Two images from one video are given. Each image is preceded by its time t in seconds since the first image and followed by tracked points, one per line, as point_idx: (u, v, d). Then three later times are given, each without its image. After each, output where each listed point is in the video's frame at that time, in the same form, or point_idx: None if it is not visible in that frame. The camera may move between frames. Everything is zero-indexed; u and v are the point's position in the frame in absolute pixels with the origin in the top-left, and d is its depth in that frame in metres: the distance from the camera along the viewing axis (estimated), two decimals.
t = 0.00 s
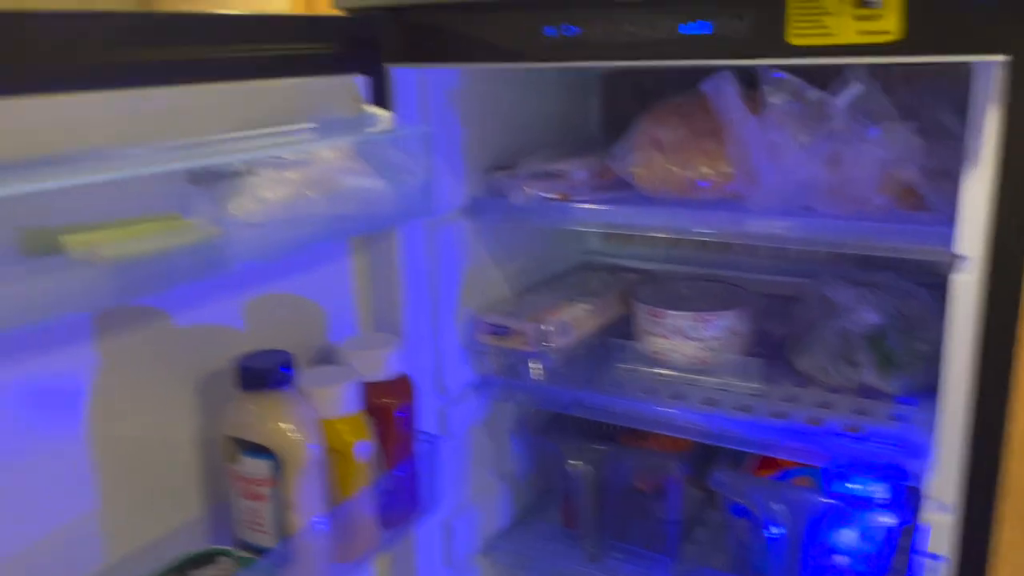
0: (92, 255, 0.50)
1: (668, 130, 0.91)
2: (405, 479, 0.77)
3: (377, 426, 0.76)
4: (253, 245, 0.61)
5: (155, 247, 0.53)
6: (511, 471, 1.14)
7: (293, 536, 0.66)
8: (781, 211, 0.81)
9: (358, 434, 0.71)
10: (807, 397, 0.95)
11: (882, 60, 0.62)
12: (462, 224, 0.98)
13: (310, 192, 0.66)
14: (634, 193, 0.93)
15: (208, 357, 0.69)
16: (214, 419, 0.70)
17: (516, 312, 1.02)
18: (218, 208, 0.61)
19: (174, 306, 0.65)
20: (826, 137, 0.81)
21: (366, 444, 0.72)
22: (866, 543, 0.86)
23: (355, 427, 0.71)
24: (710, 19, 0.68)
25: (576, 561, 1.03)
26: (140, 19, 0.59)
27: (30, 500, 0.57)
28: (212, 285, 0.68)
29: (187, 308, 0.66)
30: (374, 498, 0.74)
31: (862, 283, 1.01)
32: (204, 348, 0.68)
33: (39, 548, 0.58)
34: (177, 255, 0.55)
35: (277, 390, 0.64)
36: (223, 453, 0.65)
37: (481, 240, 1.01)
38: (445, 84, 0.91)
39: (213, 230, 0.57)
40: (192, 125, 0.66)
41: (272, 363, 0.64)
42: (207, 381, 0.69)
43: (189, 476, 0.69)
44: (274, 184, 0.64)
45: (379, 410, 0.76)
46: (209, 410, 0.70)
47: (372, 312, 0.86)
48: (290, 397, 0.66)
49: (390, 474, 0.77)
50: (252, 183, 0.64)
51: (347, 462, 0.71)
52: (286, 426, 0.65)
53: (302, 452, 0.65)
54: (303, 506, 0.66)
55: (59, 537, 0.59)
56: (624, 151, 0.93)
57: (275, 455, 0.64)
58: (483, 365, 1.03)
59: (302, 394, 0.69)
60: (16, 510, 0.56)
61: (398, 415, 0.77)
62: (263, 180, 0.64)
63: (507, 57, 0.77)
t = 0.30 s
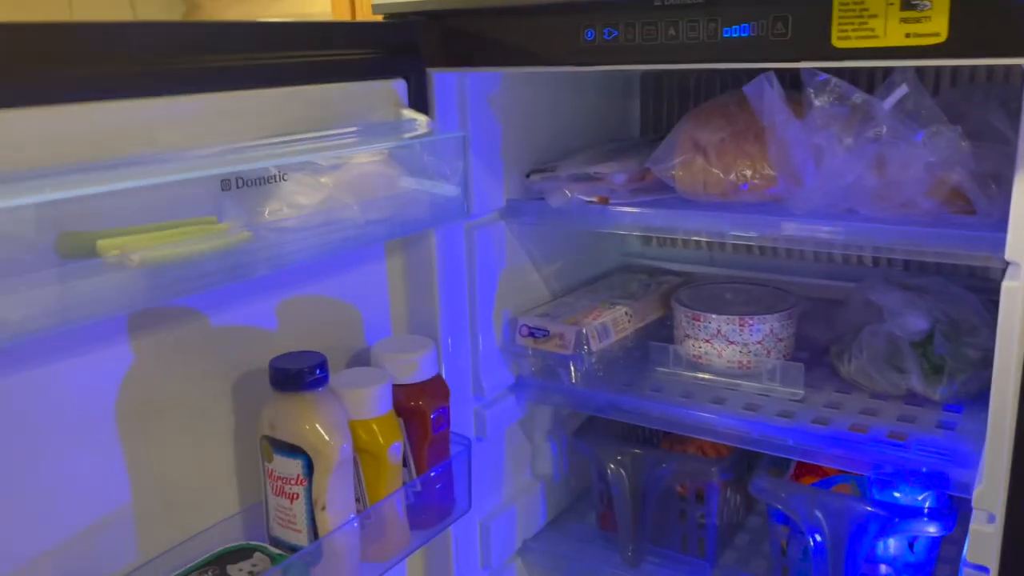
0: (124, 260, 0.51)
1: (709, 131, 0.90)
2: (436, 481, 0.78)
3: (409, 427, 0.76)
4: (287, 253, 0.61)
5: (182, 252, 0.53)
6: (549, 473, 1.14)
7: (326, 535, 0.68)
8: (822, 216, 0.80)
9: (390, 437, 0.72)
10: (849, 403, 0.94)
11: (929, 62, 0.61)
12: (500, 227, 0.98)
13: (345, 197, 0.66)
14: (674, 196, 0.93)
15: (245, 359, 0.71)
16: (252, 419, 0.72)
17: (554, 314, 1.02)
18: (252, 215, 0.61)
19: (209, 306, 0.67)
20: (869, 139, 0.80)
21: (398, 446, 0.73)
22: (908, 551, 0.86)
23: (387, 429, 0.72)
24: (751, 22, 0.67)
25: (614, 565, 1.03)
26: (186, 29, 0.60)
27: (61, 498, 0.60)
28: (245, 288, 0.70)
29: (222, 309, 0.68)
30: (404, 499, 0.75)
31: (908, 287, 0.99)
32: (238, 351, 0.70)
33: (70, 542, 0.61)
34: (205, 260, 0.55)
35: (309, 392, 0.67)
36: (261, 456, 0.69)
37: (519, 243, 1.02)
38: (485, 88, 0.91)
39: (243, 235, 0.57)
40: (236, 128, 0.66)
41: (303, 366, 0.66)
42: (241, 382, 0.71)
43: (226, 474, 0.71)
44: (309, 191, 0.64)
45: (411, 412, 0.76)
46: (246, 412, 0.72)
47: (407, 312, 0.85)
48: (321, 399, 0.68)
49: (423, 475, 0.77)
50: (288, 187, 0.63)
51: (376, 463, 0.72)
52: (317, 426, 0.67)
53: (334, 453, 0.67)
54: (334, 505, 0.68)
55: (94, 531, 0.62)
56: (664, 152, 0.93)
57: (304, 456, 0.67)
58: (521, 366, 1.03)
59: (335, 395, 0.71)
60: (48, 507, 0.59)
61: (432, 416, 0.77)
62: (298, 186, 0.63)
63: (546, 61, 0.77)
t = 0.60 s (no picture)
0: (95, 263, 0.54)
1: (702, 137, 0.90)
2: (419, 477, 0.81)
3: (393, 425, 0.79)
4: (262, 255, 0.64)
5: (155, 255, 0.56)
6: (550, 472, 1.16)
7: (305, 525, 0.71)
8: (807, 224, 0.80)
9: (370, 434, 0.76)
10: (843, 410, 0.93)
11: (897, 73, 0.61)
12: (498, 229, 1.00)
13: (324, 203, 0.69)
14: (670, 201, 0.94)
15: (232, 357, 0.75)
16: (239, 414, 0.76)
17: (552, 316, 1.03)
18: (228, 218, 0.64)
19: (196, 303, 0.71)
20: (855, 147, 0.79)
21: (377, 441, 0.76)
22: (896, 560, 0.85)
23: (368, 425, 0.75)
24: (726, 31, 0.68)
25: (608, 565, 1.04)
26: (173, 41, 0.63)
27: (43, 485, 0.63)
28: (229, 286, 0.73)
29: (211, 307, 0.72)
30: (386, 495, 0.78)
31: (909, 295, 0.98)
32: (225, 348, 0.74)
33: (55, 527, 0.65)
34: (179, 264, 0.58)
35: (290, 388, 0.70)
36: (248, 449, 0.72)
37: (518, 245, 1.03)
38: (482, 94, 0.93)
39: (216, 239, 0.59)
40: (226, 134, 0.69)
41: (284, 363, 0.69)
42: (229, 377, 0.75)
43: (216, 468, 0.75)
44: (288, 196, 0.67)
45: (395, 410, 0.79)
46: (233, 407, 0.75)
47: (399, 312, 0.87)
48: (302, 395, 0.71)
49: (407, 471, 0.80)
50: (264, 193, 0.66)
51: (357, 457, 0.75)
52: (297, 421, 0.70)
53: (312, 447, 0.71)
54: (312, 498, 0.72)
55: (82, 516, 0.66)
56: (657, 157, 0.93)
57: (282, 449, 0.70)
58: (519, 366, 1.05)
59: (317, 392, 0.74)
60: (31, 494, 0.63)
61: (418, 413, 0.80)
62: (278, 192, 0.67)
63: (533, 69, 0.79)
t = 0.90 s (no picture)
0: (93, 296, 0.68)
1: (650, 192, 1.00)
2: (383, 485, 0.93)
3: (360, 439, 0.91)
4: (237, 287, 0.78)
5: (140, 291, 0.69)
6: (527, 492, 1.26)
7: (275, 524, 0.83)
8: (735, 273, 0.88)
9: (336, 446, 0.88)
10: (783, 443, 1.01)
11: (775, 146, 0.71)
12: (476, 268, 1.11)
13: (298, 248, 0.82)
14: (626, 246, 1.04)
15: (222, 376, 0.87)
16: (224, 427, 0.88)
17: (521, 348, 1.14)
18: (211, 259, 0.77)
19: (191, 329, 0.84)
20: (765, 205, 0.91)
21: (342, 453, 0.88)
22: None
23: (334, 439, 0.87)
24: (642, 106, 0.78)
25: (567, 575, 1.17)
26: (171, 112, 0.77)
27: (50, 482, 0.76)
28: (219, 315, 0.86)
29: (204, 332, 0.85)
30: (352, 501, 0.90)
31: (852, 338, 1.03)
32: (216, 369, 0.86)
33: (60, 518, 0.77)
34: (160, 298, 0.71)
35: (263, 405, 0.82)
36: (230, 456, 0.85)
37: (495, 282, 1.14)
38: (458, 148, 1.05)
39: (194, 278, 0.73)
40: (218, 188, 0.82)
41: (258, 385, 0.81)
42: (219, 393, 0.87)
43: (204, 472, 0.87)
44: (263, 240, 0.79)
45: (363, 427, 0.91)
46: (220, 420, 0.87)
47: (376, 341, 0.99)
48: (275, 413, 0.83)
49: (372, 481, 0.92)
50: (246, 237, 0.78)
51: (325, 467, 0.87)
52: (268, 433, 0.82)
53: (280, 458, 0.83)
54: (281, 501, 0.83)
55: (87, 508, 0.78)
56: (613, 208, 1.05)
57: (255, 458, 0.81)
58: (494, 393, 1.15)
59: (291, 410, 0.86)
60: (38, 489, 0.75)
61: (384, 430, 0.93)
62: (253, 238, 0.79)
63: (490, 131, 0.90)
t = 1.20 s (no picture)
0: (115, 342, 0.79)
1: (625, 251, 1.10)
2: (371, 517, 1.02)
3: (353, 472, 1.01)
4: (244, 336, 0.89)
5: (154, 338, 0.81)
6: (519, 525, 1.34)
7: (271, 547, 0.93)
8: (698, 330, 0.97)
9: (329, 479, 0.97)
10: (746, 487, 1.08)
11: (714, 223, 0.80)
12: (470, 316, 1.20)
13: (297, 299, 0.92)
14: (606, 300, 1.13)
15: (230, 412, 0.98)
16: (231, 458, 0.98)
17: (510, 390, 1.24)
18: (221, 309, 0.88)
19: (203, 370, 0.94)
20: (716, 271, 0.99)
21: (334, 485, 0.98)
22: None
23: (327, 471, 0.97)
24: (602, 182, 0.87)
25: None
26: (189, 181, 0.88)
27: (80, 501, 0.87)
28: (229, 357, 0.96)
29: (214, 373, 0.95)
30: (342, 528, 1.00)
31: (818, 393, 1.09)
32: (224, 406, 0.97)
33: (85, 533, 0.87)
34: (171, 343, 0.83)
35: (264, 441, 0.92)
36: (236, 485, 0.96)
37: (488, 329, 1.24)
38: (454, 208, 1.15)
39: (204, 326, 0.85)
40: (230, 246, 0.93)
41: (259, 422, 0.91)
42: (227, 427, 0.97)
43: (213, 499, 0.97)
44: (268, 293, 0.90)
45: (354, 461, 1.01)
46: (227, 452, 0.98)
47: (372, 383, 1.09)
48: (274, 447, 0.93)
49: (362, 512, 1.01)
50: (251, 291, 0.89)
51: (319, 497, 0.97)
52: (267, 466, 0.92)
53: (276, 486, 0.92)
54: (276, 527, 0.93)
55: (106, 526, 0.89)
56: (593, 264, 1.15)
57: (256, 487, 0.92)
58: (485, 432, 1.24)
59: (288, 445, 0.96)
60: (69, 506, 0.86)
61: (374, 465, 1.02)
62: (257, 292, 0.89)
63: (477, 196, 1.00)
